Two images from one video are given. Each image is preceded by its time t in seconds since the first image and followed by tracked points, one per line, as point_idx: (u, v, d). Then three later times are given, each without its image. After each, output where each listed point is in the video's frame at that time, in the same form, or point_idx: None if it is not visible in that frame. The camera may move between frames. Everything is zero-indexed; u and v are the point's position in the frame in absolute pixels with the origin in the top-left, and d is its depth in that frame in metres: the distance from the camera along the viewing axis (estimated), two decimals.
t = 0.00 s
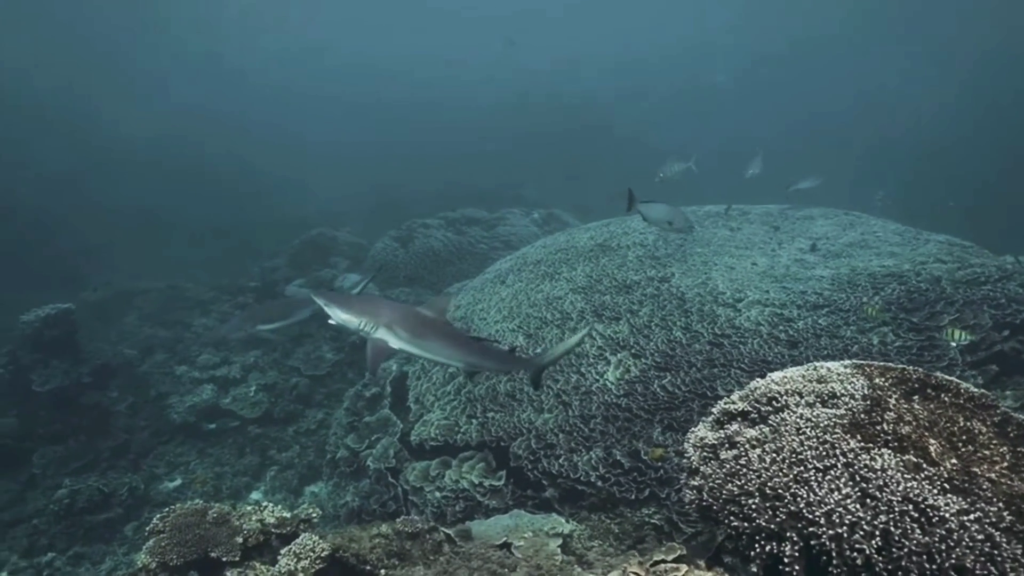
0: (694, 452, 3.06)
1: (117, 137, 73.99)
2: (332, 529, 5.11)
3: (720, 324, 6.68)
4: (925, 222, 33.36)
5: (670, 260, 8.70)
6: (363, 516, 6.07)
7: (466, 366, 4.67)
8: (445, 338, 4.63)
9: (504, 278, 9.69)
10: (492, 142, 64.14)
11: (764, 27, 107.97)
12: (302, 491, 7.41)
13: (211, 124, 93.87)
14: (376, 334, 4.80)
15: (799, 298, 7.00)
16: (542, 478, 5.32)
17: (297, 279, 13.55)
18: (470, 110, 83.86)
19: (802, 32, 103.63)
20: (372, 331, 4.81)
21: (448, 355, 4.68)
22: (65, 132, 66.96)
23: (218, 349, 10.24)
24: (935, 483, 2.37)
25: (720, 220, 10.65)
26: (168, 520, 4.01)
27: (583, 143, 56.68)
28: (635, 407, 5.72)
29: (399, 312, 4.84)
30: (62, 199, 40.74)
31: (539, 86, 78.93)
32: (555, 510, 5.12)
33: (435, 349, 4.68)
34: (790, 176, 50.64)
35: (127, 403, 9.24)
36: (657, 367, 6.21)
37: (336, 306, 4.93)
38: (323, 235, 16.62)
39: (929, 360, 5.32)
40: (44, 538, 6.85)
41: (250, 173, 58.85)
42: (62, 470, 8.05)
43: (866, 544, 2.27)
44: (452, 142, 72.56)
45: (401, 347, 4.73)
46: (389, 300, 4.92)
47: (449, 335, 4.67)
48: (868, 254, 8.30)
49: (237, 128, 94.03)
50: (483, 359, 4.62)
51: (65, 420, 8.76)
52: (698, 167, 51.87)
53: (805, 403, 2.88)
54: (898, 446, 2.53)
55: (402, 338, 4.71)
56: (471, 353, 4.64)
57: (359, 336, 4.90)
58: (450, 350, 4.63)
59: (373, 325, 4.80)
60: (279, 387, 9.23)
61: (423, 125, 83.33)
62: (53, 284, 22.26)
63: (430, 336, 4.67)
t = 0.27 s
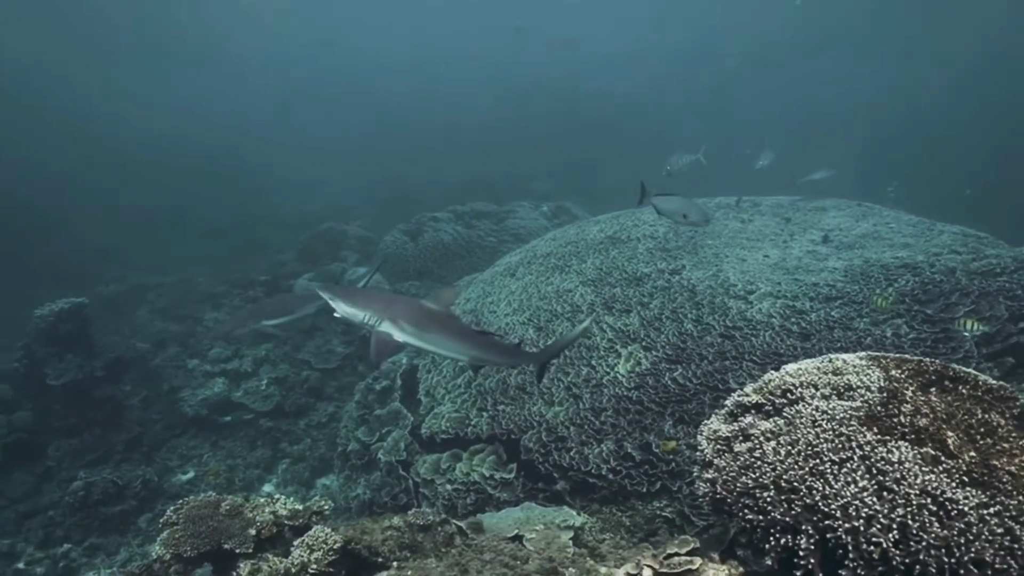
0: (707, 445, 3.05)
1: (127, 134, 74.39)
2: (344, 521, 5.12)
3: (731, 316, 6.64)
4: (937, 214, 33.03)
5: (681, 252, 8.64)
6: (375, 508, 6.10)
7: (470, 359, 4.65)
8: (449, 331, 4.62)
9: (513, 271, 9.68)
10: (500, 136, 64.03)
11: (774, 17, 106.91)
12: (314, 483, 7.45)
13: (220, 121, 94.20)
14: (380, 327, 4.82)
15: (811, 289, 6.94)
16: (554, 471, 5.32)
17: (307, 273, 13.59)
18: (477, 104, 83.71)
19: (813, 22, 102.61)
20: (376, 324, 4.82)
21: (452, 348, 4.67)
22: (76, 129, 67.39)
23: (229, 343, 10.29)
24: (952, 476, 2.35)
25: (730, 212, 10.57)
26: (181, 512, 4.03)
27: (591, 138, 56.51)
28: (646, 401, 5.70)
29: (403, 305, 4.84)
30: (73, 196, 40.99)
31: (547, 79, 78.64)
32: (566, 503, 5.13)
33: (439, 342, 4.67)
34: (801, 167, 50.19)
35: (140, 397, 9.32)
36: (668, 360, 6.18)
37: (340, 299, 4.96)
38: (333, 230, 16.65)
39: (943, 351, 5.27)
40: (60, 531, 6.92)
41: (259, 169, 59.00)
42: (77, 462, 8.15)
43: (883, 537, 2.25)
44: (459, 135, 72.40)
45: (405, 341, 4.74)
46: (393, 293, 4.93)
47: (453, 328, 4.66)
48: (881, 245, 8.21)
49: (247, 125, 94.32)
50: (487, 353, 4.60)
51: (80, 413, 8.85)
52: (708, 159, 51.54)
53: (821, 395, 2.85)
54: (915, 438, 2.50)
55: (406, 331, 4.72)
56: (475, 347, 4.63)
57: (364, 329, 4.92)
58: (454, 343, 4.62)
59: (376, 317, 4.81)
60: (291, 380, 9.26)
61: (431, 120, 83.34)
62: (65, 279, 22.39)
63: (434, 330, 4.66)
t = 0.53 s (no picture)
0: (719, 443, 3.03)
1: (137, 132, 74.78)
2: (354, 517, 5.13)
3: (742, 313, 6.59)
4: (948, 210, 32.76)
5: (691, 248, 8.60)
6: (383, 504, 6.10)
7: (474, 356, 4.68)
8: (454, 327, 4.66)
9: (522, 267, 9.66)
10: (509, 133, 63.93)
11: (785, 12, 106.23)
12: (323, 479, 7.48)
13: (229, 119, 94.59)
14: (385, 323, 4.86)
15: (823, 286, 6.89)
16: (563, 468, 5.31)
17: (316, 269, 13.62)
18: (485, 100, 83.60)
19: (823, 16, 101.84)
20: (379, 320, 4.87)
21: (455, 345, 4.70)
22: (86, 127, 67.83)
23: (239, 338, 10.33)
24: (970, 475, 2.31)
25: (740, 208, 10.50)
26: (192, 506, 4.05)
27: (600, 135, 56.38)
28: (656, 397, 5.67)
29: (407, 301, 4.89)
30: (84, 193, 41.25)
31: (555, 75, 78.42)
32: (575, 499, 5.12)
33: (442, 339, 4.71)
34: (811, 163, 49.83)
35: (151, 391, 9.38)
36: (677, 356, 6.15)
37: (345, 296, 5.02)
38: (342, 226, 16.67)
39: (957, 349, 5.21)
40: (72, 524, 6.98)
41: (268, 166, 59.19)
42: (88, 457, 8.20)
43: (898, 537, 2.22)
44: (467, 132, 72.38)
45: (409, 337, 4.79)
46: (396, 289, 4.97)
47: (457, 324, 4.70)
48: (893, 242, 8.14)
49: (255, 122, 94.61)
50: (491, 349, 4.62)
51: (91, 408, 8.90)
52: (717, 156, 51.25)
53: (835, 392, 2.81)
54: (931, 437, 2.47)
55: (410, 327, 4.76)
56: (479, 344, 4.65)
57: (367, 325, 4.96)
58: (457, 340, 4.65)
59: (380, 314, 4.85)
60: (300, 375, 9.29)
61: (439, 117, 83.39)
62: (76, 274, 22.53)
63: (438, 326, 4.70)
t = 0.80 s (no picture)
0: (728, 446, 3.00)
1: (143, 136, 75.06)
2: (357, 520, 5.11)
3: (748, 316, 6.56)
4: (955, 212, 32.56)
5: (696, 251, 8.56)
6: (388, 508, 6.07)
7: (474, 359, 4.69)
8: (453, 329, 4.68)
9: (527, 270, 9.64)
10: (513, 136, 63.94)
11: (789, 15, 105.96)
12: (327, 483, 7.47)
13: (233, 123, 94.89)
14: (383, 326, 4.88)
15: (829, 289, 6.85)
16: (568, 471, 5.29)
17: (321, 272, 13.63)
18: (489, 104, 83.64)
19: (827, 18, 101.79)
20: (377, 323, 4.89)
21: (453, 348, 4.70)
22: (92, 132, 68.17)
23: (243, 341, 10.33)
24: (984, 481, 2.28)
25: (745, 211, 10.46)
26: (196, 510, 4.03)
27: (604, 138, 56.32)
28: (662, 401, 5.64)
29: (405, 304, 4.90)
30: (90, 197, 41.40)
31: (559, 78, 78.42)
32: (581, 504, 5.10)
33: (441, 341, 4.70)
34: (815, 166, 49.67)
35: (155, 395, 9.38)
36: (683, 360, 6.12)
37: (343, 299, 5.04)
38: (347, 230, 16.68)
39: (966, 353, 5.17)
40: (77, 528, 6.97)
41: (273, 170, 59.27)
42: (93, 461, 8.21)
43: (912, 543, 2.19)
44: (471, 135, 72.37)
45: (407, 339, 4.79)
46: (395, 292, 5.00)
47: (455, 327, 4.71)
48: (900, 245, 8.09)
49: (260, 126, 94.88)
50: (490, 353, 4.64)
51: (97, 412, 8.92)
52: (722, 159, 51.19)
53: (846, 397, 2.78)
54: (943, 441, 2.44)
55: (408, 330, 4.77)
56: (478, 347, 4.66)
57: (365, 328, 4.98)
58: (455, 343, 4.66)
59: (379, 317, 4.87)
60: (304, 379, 9.28)
61: (443, 121, 83.44)
62: (82, 278, 22.59)
63: (436, 328, 4.71)
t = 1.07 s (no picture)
0: (732, 451, 2.99)
1: (145, 138, 75.08)
2: (358, 524, 5.10)
3: (751, 320, 6.54)
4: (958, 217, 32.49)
5: (699, 255, 8.54)
6: (389, 511, 6.06)
7: (468, 361, 4.65)
8: (447, 330, 4.65)
9: (529, 273, 9.63)
10: (515, 139, 63.94)
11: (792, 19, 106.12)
12: (328, 486, 7.45)
13: (236, 126, 94.92)
14: (380, 328, 4.90)
15: (833, 293, 6.84)
16: (570, 475, 5.26)
17: (322, 275, 13.62)
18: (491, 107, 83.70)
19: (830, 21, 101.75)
20: (374, 326, 4.91)
21: (449, 350, 4.67)
22: (95, 134, 68.24)
23: (244, 343, 10.32)
24: (992, 486, 2.26)
25: (748, 215, 10.45)
26: (197, 513, 4.01)
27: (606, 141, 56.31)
28: (664, 405, 5.62)
29: (401, 306, 4.91)
30: (92, 199, 41.39)
31: (561, 81, 78.48)
32: (583, 508, 5.08)
33: (435, 343, 4.69)
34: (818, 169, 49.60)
35: (156, 397, 9.37)
36: (686, 363, 6.10)
37: (341, 302, 5.08)
38: (349, 232, 16.68)
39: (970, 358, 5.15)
40: (77, 530, 6.95)
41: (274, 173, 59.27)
42: (93, 463, 8.20)
43: (919, 549, 2.17)
44: (473, 137, 72.38)
45: (403, 342, 4.80)
46: (391, 294, 5.02)
47: (449, 329, 4.68)
48: (903, 249, 8.07)
49: (262, 128, 94.92)
50: (484, 354, 4.59)
51: (97, 413, 8.91)
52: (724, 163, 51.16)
53: (852, 401, 2.77)
54: (951, 446, 2.42)
55: (404, 332, 4.77)
56: (472, 348, 4.61)
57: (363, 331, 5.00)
58: (450, 344, 4.63)
59: (375, 320, 4.90)
60: (306, 381, 9.27)
61: (445, 123, 83.44)
62: (83, 279, 22.57)
63: (431, 330, 4.69)
